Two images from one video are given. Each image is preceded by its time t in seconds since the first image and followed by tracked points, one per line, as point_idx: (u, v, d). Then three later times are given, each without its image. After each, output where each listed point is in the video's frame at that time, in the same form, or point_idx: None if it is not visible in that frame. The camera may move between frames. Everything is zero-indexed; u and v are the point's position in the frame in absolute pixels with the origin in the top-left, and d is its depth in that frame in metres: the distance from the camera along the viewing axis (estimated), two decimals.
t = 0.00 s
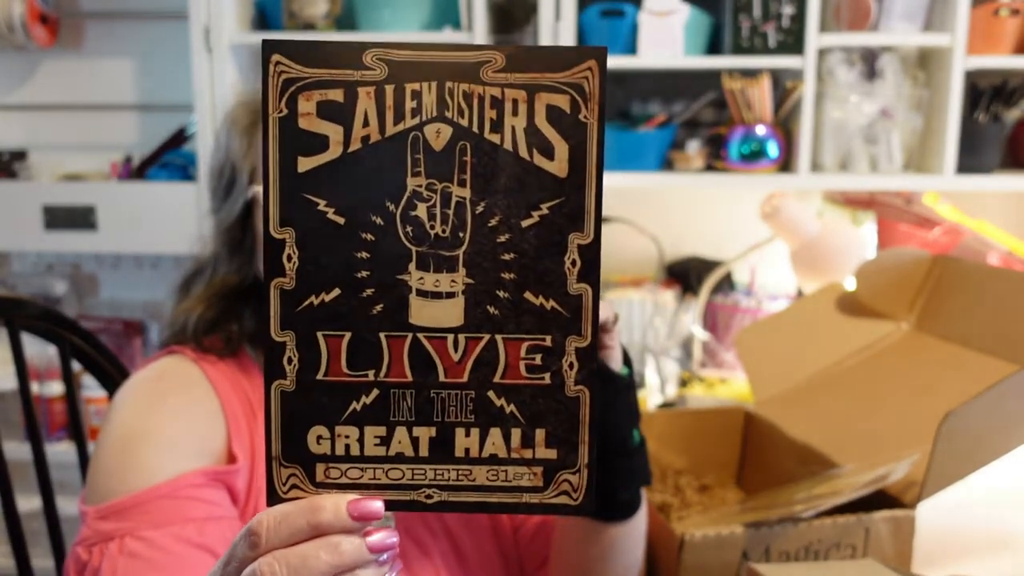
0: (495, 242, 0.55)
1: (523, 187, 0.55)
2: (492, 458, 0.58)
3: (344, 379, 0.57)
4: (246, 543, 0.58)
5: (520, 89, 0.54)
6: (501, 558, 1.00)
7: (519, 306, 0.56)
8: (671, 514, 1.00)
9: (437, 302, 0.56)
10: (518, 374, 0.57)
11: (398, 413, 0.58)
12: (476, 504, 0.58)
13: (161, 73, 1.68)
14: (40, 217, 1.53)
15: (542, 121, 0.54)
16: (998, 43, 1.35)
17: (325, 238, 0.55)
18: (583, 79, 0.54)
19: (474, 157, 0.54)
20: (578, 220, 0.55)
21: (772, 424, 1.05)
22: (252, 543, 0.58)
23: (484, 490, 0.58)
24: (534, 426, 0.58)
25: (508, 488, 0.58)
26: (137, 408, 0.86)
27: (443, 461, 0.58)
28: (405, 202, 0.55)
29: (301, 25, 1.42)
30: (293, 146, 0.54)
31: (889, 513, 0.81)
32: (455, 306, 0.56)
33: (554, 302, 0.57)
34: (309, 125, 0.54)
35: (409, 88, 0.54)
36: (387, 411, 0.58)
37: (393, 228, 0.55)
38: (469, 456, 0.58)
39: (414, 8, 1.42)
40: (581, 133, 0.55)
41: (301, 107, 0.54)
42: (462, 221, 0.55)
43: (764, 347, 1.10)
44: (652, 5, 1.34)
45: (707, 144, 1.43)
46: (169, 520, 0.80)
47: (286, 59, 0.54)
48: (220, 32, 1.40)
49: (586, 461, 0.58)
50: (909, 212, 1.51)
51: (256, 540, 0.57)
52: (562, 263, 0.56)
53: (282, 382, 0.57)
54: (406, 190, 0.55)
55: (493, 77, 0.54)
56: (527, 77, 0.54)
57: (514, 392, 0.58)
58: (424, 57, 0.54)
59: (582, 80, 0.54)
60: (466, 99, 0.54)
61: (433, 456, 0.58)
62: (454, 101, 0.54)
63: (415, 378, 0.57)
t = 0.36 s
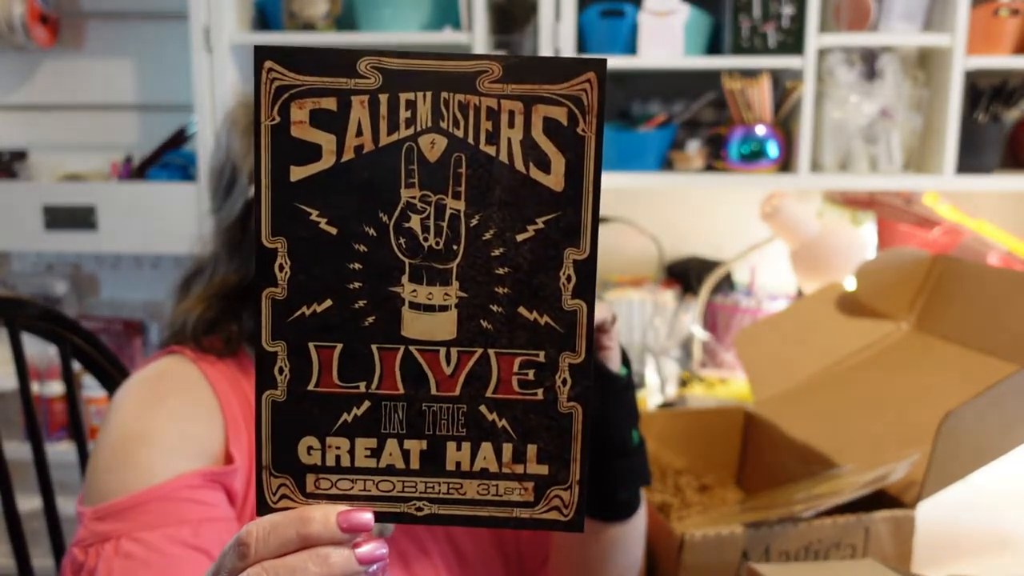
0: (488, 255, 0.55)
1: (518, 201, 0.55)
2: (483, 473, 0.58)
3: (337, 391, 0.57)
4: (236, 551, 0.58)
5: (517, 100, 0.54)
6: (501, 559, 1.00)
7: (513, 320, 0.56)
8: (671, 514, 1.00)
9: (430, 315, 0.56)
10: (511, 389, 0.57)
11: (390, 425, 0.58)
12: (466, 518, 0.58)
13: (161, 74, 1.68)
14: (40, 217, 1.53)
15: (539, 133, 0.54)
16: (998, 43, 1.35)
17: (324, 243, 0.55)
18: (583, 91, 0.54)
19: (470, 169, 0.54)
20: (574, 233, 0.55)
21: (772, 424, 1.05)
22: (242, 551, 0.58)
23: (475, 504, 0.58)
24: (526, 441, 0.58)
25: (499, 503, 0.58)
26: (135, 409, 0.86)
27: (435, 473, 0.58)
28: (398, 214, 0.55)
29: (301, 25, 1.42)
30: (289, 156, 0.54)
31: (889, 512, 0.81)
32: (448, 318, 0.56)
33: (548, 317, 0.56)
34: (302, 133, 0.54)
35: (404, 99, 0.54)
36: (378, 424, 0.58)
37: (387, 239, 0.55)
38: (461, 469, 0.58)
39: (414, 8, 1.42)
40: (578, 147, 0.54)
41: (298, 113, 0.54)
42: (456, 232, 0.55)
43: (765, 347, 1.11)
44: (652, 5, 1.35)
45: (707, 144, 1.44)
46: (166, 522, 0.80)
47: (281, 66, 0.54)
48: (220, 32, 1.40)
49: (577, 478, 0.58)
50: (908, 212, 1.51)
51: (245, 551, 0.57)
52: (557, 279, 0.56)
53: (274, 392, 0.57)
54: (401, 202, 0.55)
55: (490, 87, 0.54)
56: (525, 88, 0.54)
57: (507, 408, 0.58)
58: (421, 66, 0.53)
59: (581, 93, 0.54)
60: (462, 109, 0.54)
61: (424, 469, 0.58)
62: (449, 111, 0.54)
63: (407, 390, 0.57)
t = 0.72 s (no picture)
0: (487, 261, 0.55)
1: (517, 207, 0.55)
2: (480, 479, 0.58)
3: (334, 396, 0.57)
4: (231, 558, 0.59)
5: (518, 105, 0.54)
6: (500, 559, 1.00)
7: (511, 326, 0.56)
8: (671, 514, 1.00)
9: (428, 320, 0.56)
10: (508, 396, 0.57)
11: (387, 430, 0.58)
12: (463, 524, 0.58)
13: (161, 74, 1.68)
14: (40, 217, 1.53)
15: (538, 139, 0.54)
16: (998, 43, 1.35)
17: (322, 245, 0.55)
18: (583, 97, 0.53)
19: (469, 174, 0.54)
20: (573, 240, 0.55)
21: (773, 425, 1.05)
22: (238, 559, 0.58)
23: (472, 509, 0.58)
24: (524, 446, 0.58)
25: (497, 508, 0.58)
26: (134, 409, 0.86)
27: (433, 477, 0.58)
28: (396, 219, 0.55)
29: (301, 26, 1.42)
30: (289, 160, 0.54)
31: (889, 513, 0.81)
32: (446, 324, 0.56)
33: (546, 323, 0.56)
34: (299, 138, 0.54)
35: (403, 103, 0.53)
36: (375, 429, 0.58)
37: (385, 244, 0.55)
38: (459, 475, 0.58)
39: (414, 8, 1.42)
40: (577, 153, 0.54)
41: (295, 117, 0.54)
42: (456, 238, 0.55)
43: (765, 346, 1.11)
44: (652, 5, 1.35)
45: (707, 144, 1.44)
46: (164, 522, 0.80)
47: (281, 71, 0.54)
48: (220, 32, 1.40)
49: (574, 484, 0.58)
50: (909, 212, 1.51)
51: (241, 556, 0.58)
52: (555, 285, 0.56)
53: (269, 396, 0.57)
54: (398, 207, 0.55)
55: (490, 93, 0.53)
56: (525, 93, 0.53)
57: (504, 413, 0.58)
58: (419, 70, 0.53)
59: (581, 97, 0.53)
60: (461, 115, 0.54)
61: (421, 475, 0.58)
62: (448, 116, 0.54)
63: (404, 396, 0.57)
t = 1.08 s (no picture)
0: (485, 262, 0.55)
1: (515, 207, 0.55)
2: (477, 480, 0.58)
3: (331, 396, 0.57)
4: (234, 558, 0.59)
5: (515, 107, 0.54)
6: (501, 558, 1.00)
7: (508, 327, 0.56)
8: (671, 514, 1.00)
9: (426, 321, 0.56)
10: (506, 397, 0.57)
11: (384, 431, 0.58)
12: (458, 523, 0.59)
13: (161, 73, 1.68)
14: (40, 216, 1.53)
15: (537, 139, 0.54)
16: (998, 43, 1.35)
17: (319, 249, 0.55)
18: (580, 98, 0.54)
19: (467, 175, 0.54)
20: (570, 241, 0.55)
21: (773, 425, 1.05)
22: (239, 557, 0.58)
23: (469, 511, 0.58)
24: (521, 447, 0.58)
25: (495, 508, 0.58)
26: (134, 409, 0.86)
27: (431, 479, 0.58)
28: (394, 219, 0.55)
29: (301, 26, 1.42)
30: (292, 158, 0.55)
31: (889, 513, 0.82)
32: (444, 325, 0.56)
33: (544, 324, 0.56)
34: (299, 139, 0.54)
35: (401, 103, 0.54)
36: (373, 429, 0.58)
37: (383, 244, 0.55)
38: (455, 476, 0.58)
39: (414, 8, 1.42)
40: (575, 154, 0.54)
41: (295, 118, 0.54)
42: (453, 239, 0.55)
43: (766, 346, 1.11)
44: (652, 5, 1.35)
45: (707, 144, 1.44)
46: (164, 522, 0.80)
47: (281, 72, 0.53)
48: (220, 32, 1.40)
49: (572, 485, 0.58)
50: (909, 212, 1.51)
51: (238, 556, 0.58)
52: (553, 286, 0.56)
53: (267, 396, 0.57)
54: (396, 208, 0.55)
55: (488, 93, 0.54)
56: (523, 94, 0.54)
57: (501, 413, 0.58)
58: (417, 71, 0.53)
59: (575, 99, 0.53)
60: (459, 115, 0.54)
61: (418, 475, 0.58)
62: (446, 117, 0.54)
63: (402, 397, 0.57)
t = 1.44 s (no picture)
0: (499, 281, 0.55)
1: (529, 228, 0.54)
2: (483, 495, 0.58)
3: (341, 403, 0.57)
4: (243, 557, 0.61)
5: (535, 126, 0.52)
6: (501, 559, 1.00)
7: (520, 348, 0.56)
8: (671, 513, 1.01)
9: (439, 336, 0.56)
10: (514, 415, 0.57)
11: (395, 440, 0.58)
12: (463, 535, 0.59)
13: (161, 74, 1.68)
14: (40, 216, 1.53)
15: (556, 161, 0.53)
16: (998, 44, 1.35)
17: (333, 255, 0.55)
18: (602, 120, 0.52)
19: (483, 194, 0.53)
20: (584, 266, 0.54)
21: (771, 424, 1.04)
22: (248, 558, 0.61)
23: (473, 524, 0.58)
24: (527, 467, 0.57)
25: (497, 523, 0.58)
26: (132, 411, 0.86)
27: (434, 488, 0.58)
28: (410, 235, 0.54)
29: (301, 26, 1.42)
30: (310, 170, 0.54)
31: (889, 512, 0.82)
32: (456, 342, 0.56)
33: (554, 347, 0.56)
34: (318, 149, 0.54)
35: (419, 118, 0.52)
36: (384, 438, 0.57)
37: (398, 259, 0.55)
38: (462, 489, 0.57)
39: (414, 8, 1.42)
40: (595, 177, 0.52)
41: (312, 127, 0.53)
42: (468, 257, 0.55)
43: (765, 346, 1.11)
44: (652, 5, 1.35)
45: (707, 144, 1.44)
46: (162, 526, 0.80)
47: (301, 83, 0.53)
48: (220, 32, 1.40)
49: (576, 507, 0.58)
50: (909, 212, 1.51)
51: (247, 549, 0.61)
52: (566, 310, 0.55)
53: (282, 399, 0.58)
54: (412, 223, 0.54)
55: (507, 110, 0.52)
56: (544, 112, 0.52)
57: (511, 432, 0.57)
58: (435, 85, 0.52)
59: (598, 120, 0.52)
60: (477, 132, 0.53)
61: (425, 485, 0.58)
62: (464, 134, 0.53)
63: (412, 408, 0.57)
